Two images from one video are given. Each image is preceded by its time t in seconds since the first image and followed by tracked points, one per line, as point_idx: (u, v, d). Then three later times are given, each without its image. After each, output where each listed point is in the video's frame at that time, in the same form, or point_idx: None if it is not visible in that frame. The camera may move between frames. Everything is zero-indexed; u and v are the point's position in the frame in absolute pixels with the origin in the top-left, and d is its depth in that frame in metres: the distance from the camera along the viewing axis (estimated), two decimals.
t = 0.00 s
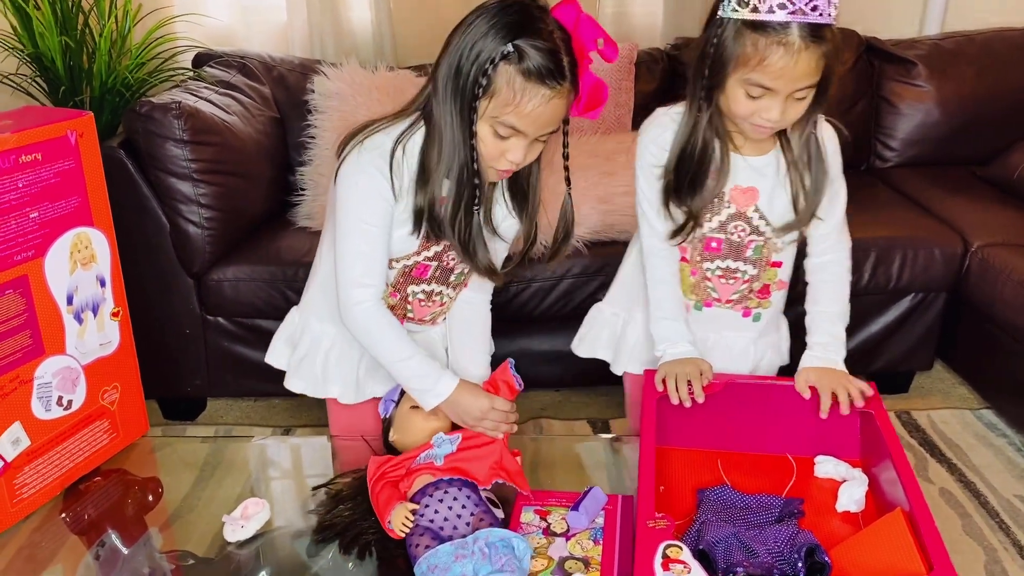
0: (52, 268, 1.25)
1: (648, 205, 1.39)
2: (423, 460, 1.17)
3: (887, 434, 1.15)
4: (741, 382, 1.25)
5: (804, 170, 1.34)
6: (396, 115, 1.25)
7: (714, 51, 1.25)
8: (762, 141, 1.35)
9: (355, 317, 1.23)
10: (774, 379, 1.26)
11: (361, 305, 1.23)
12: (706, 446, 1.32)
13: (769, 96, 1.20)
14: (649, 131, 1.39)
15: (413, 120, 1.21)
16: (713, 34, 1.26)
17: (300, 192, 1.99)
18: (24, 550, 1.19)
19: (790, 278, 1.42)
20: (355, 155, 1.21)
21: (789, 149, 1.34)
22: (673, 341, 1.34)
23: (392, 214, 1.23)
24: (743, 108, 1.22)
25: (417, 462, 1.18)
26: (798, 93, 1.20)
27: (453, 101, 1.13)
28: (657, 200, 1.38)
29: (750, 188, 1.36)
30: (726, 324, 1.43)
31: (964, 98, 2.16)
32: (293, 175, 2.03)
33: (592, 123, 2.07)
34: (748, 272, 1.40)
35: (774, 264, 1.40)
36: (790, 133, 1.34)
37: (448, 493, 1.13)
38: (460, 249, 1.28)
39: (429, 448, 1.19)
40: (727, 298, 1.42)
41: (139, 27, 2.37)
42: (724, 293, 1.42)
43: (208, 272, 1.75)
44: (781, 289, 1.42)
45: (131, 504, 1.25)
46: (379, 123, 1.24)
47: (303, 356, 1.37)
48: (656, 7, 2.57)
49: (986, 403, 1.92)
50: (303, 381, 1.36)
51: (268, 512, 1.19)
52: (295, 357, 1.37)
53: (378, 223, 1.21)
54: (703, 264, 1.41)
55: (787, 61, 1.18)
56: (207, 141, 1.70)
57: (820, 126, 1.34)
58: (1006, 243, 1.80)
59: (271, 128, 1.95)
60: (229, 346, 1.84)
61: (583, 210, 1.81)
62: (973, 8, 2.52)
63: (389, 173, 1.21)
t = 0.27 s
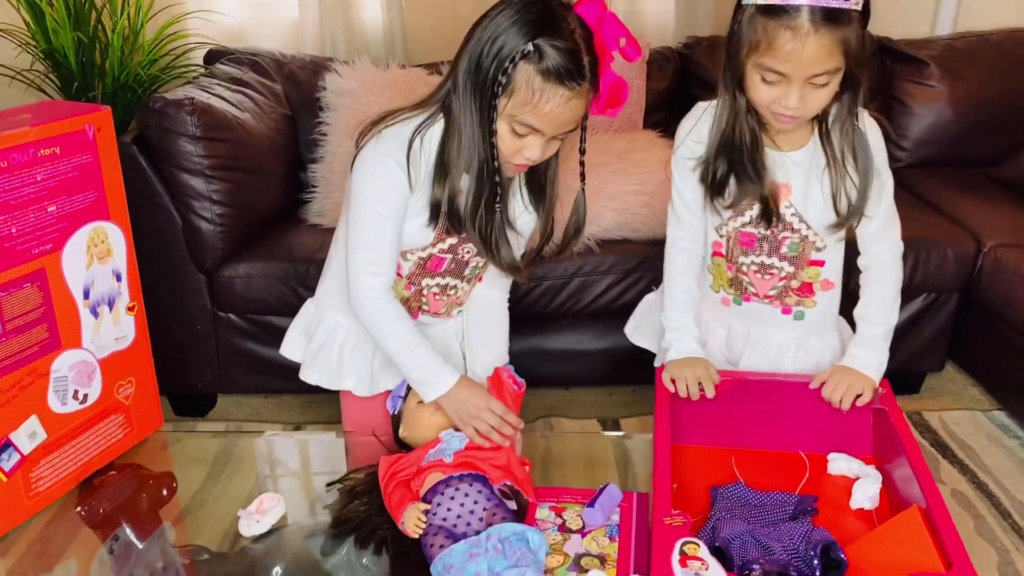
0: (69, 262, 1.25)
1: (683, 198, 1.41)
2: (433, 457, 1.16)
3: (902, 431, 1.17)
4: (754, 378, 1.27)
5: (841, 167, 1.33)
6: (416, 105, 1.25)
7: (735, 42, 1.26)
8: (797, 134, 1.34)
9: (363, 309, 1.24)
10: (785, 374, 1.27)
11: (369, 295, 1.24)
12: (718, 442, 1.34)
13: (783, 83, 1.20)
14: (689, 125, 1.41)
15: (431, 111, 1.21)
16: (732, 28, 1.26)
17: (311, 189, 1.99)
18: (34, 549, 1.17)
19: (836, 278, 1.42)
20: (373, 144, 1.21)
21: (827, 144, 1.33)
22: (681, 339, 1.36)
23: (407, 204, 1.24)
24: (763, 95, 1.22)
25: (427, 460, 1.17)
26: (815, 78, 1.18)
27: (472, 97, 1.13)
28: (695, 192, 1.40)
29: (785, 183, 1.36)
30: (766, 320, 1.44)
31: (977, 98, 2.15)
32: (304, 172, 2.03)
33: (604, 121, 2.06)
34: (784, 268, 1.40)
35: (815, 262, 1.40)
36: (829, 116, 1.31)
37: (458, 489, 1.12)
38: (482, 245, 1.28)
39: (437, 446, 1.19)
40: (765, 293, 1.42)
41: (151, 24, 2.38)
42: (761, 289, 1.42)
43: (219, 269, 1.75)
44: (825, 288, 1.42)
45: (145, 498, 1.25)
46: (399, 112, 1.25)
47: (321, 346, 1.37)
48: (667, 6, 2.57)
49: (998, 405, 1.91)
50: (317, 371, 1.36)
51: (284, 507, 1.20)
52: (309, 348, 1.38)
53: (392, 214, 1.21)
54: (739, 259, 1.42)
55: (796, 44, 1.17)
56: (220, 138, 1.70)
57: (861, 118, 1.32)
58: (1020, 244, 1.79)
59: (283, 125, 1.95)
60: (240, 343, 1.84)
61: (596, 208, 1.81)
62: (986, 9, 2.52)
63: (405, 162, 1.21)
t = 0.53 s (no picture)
0: (80, 259, 1.25)
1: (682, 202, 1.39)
2: (455, 446, 1.16)
3: (893, 428, 1.17)
4: (741, 379, 1.24)
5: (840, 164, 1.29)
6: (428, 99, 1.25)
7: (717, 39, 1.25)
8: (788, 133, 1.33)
9: (371, 298, 1.25)
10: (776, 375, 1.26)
11: (374, 281, 1.24)
12: (709, 444, 1.32)
13: (757, 71, 1.18)
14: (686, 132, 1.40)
15: (443, 106, 1.21)
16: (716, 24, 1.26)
17: (319, 188, 1.99)
18: (45, 543, 1.20)
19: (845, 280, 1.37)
20: (381, 135, 1.22)
21: (825, 139, 1.29)
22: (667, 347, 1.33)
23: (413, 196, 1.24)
24: (744, 87, 1.21)
25: (448, 448, 1.17)
26: (790, 66, 1.16)
27: (483, 92, 1.13)
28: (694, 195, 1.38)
29: (788, 184, 1.33)
30: (776, 327, 1.41)
31: (987, 101, 2.15)
32: (313, 172, 2.03)
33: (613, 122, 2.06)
34: (793, 272, 1.37)
35: (824, 265, 1.36)
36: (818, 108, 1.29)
37: (480, 482, 1.12)
38: (483, 241, 1.27)
39: (460, 437, 1.18)
40: (771, 300, 1.39)
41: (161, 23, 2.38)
42: (769, 294, 1.39)
43: (228, 267, 1.75)
44: (833, 291, 1.38)
45: (154, 496, 1.24)
46: (410, 106, 1.25)
47: (329, 336, 1.37)
48: (677, 7, 2.57)
49: (1008, 408, 1.90)
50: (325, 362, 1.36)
51: (294, 506, 1.20)
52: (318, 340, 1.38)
53: (397, 205, 1.22)
54: (745, 264, 1.38)
55: (761, 31, 1.15)
56: (230, 136, 1.70)
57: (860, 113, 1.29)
58: None
59: (292, 125, 1.95)
60: (248, 341, 1.84)
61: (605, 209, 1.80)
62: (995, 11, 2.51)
63: (413, 155, 1.21)
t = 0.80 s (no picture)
0: (88, 259, 1.25)
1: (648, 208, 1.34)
2: (448, 458, 1.15)
3: (885, 430, 1.16)
4: (732, 386, 1.23)
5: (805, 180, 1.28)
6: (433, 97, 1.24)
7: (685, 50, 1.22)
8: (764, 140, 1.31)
9: (387, 296, 1.25)
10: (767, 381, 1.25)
11: (388, 284, 1.24)
12: (703, 451, 1.31)
13: (718, 87, 1.16)
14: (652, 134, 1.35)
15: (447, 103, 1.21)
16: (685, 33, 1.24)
17: (327, 189, 1.99)
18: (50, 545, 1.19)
19: (805, 286, 1.38)
20: (386, 135, 1.21)
21: (790, 154, 1.27)
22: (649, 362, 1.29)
23: (420, 194, 1.24)
24: (705, 102, 1.19)
25: (442, 460, 1.16)
26: (751, 83, 1.14)
27: (488, 90, 1.12)
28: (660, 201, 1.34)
29: (754, 192, 1.32)
30: (736, 333, 1.40)
31: (997, 104, 2.14)
32: (321, 172, 2.03)
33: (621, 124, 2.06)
34: (755, 279, 1.37)
35: (784, 270, 1.37)
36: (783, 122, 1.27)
37: (469, 490, 1.11)
38: (494, 239, 1.28)
39: (452, 447, 1.17)
40: (730, 308, 1.39)
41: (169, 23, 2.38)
42: (729, 302, 1.38)
43: (236, 268, 1.75)
44: (793, 297, 1.38)
45: (160, 496, 1.24)
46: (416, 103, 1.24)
47: (340, 338, 1.36)
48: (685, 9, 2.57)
49: (1017, 413, 1.89)
50: (337, 364, 1.35)
51: (300, 507, 1.20)
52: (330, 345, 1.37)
53: (406, 204, 1.22)
54: (707, 273, 1.37)
55: (722, 46, 1.13)
56: (237, 137, 1.70)
57: (824, 126, 1.27)
58: None
59: (300, 125, 1.95)
60: (255, 342, 1.84)
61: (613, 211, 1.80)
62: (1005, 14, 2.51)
63: (418, 153, 1.21)
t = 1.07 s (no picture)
0: (95, 260, 1.26)
1: (590, 223, 1.32)
2: (452, 461, 1.15)
3: (891, 434, 1.16)
4: (738, 388, 1.23)
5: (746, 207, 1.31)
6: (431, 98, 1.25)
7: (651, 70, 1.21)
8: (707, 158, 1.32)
9: (388, 299, 1.27)
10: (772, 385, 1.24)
11: (388, 286, 1.27)
12: (708, 454, 1.30)
13: (682, 112, 1.16)
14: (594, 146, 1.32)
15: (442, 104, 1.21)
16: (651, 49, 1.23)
17: (333, 191, 2.00)
18: (57, 543, 1.21)
19: (730, 293, 1.41)
20: (386, 139, 1.22)
21: (734, 184, 1.30)
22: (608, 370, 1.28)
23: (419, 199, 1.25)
24: (666, 124, 1.19)
25: (446, 463, 1.16)
26: (717, 113, 1.15)
27: (482, 92, 1.13)
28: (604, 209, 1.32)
29: (694, 207, 1.33)
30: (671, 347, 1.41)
31: (1004, 107, 2.15)
32: (327, 174, 2.04)
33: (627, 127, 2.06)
34: (691, 292, 1.37)
35: (717, 281, 1.38)
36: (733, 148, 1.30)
37: (473, 492, 1.11)
38: (490, 240, 1.28)
39: (457, 449, 1.17)
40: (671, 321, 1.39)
41: (176, 24, 2.39)
42: (668, 316, 1.39)
43: (242, 268, 1.76)
44: (721, 304, 1.40)
45: (167, 496, 1.25)
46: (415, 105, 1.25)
47: (347, 342, 1.37)
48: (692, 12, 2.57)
49: None
50: (346, 368, 1.36)
51: (305, 508, 1.20)
52: (338, 351, 1.37)
53: (406, 209, 1.24)
54: (649, 289, 1.37)
55: (695, 75, 1.14)
56: (243, 138, 1.70)
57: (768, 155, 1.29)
58: None
59: (307, 127, 1.96)
60: (261, 343, 1.84)
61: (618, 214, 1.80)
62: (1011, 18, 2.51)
63: (416, 155, 1.22)
